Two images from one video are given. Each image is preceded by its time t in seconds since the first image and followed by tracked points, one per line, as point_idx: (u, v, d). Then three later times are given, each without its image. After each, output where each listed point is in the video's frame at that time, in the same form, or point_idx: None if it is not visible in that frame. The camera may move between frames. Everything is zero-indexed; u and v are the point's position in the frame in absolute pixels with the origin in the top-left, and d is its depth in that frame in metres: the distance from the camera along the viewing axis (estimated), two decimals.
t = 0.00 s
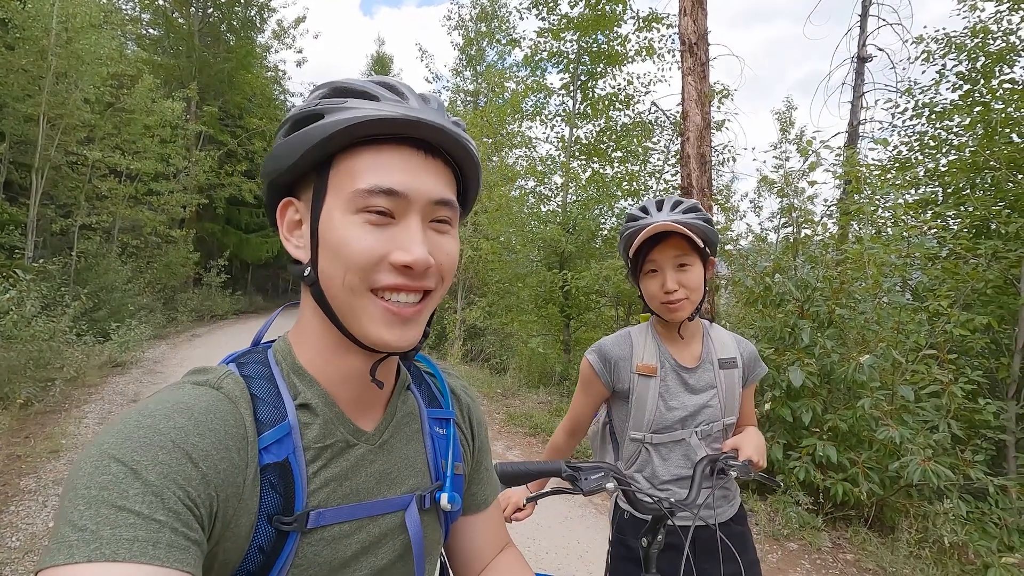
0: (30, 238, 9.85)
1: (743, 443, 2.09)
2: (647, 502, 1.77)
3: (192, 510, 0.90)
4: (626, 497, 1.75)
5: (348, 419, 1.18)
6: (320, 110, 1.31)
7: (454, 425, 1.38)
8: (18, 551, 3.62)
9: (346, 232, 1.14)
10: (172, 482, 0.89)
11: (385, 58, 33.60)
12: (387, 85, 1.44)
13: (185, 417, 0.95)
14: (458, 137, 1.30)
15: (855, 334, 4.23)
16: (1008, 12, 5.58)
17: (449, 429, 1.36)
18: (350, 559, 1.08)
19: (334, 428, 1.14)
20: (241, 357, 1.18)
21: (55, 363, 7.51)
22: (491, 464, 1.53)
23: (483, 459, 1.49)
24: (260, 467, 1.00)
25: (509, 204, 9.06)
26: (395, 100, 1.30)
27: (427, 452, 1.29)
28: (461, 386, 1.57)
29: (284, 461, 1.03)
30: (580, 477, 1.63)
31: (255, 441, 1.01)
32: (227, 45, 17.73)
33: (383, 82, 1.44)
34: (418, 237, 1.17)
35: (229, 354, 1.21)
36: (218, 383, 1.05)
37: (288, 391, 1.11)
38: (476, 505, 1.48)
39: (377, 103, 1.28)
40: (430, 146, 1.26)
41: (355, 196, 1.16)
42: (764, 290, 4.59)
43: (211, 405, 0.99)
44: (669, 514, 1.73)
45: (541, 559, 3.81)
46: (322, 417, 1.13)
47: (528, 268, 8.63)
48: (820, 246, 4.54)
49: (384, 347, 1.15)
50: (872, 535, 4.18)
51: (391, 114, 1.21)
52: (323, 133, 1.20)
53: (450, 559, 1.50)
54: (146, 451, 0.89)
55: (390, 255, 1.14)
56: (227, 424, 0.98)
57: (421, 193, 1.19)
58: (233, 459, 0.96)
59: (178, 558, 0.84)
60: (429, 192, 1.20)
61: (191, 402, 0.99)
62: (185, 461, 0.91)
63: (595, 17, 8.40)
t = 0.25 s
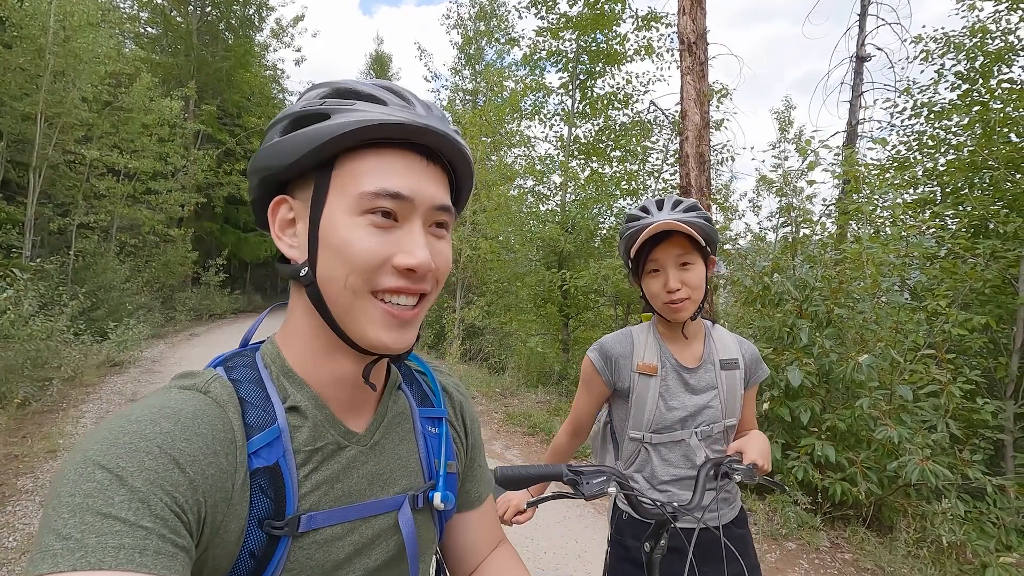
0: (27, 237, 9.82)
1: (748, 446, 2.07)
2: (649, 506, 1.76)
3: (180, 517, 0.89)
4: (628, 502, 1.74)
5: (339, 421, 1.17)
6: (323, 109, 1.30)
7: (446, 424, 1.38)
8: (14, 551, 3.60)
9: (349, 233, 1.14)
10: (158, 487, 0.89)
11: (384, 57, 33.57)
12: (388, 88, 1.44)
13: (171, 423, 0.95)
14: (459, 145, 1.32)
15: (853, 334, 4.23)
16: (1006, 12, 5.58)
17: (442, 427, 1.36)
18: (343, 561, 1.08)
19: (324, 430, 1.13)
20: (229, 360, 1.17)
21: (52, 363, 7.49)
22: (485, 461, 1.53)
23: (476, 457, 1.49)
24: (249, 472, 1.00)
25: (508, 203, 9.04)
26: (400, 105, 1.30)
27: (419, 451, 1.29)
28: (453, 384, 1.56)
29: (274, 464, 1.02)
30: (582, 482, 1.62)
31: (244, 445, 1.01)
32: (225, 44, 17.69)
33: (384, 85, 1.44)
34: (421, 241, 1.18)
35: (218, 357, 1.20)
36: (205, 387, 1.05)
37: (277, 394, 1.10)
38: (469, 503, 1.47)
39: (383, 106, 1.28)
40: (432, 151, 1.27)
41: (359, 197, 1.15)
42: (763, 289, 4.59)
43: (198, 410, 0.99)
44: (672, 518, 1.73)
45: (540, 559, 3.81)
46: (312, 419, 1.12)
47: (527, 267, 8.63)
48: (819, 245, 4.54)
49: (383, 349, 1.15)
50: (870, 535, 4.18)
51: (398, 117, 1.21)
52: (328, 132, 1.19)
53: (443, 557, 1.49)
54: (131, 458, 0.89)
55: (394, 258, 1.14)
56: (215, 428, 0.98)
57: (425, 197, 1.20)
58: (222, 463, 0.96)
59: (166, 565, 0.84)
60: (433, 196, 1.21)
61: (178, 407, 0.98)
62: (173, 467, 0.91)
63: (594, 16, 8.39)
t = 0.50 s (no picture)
0: (24, 236, 9.78)
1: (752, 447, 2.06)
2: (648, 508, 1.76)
3: (171, 520, 0.89)
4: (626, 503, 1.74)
5: (332, 423, 1.17)
6: (325, 108, 1.29)
7: (442, 425, 1.37)
8: (11, 552, 3.59)
9: (351, 233, 1.13)
10: (149, 490, 0.88)
11: (382, 57, 33.53)
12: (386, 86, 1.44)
13: (161, 425, 0.94)
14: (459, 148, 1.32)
15: (852, 333, 4.24)
16: (1004, 12, 5.58)
17: (436, 428, 1.35)
18: (337, 563, 1.07)
19: (317, 431, 1.12)
20: (221, 362, 1.17)
21: (50, 363, 7.46)
22: (481, 462, 1.52)
23: (472, 458, 1.48)
24: (241, 474, 0.99)
25: (507, 203, 9.03)
26: (402, 106, 1.30)
27: (414, 452, 1.29)
28: (448, 383, 1.56)
29: (266, 467, 1.02)
30: (578, 483, 1.62)
31: (236, 447, 1.00)
32: (223, 43, 17.66)
33: (382, 84, 1.43)
34: (423, 243, 1.18)
35: (210, 359, 1.19)
36: (197, 389, 1.04)
37: (269, 396, 1.10)
38: (466, 504, 1.47)
39: (385, 106, 1.28)
40: (433, 154, 1.28)
41: (362, 198, 1.15)
42: (762, 289, 4.59)
43: (189, 412, 0.98)
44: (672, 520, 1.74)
45: (538, 559, 3.80)
46: (304, 420, 1.11)
47: (526, 267, 8.64)
48: (818, 245, 4.54)
49: (381, 351, 1.15)
50: (869, 534, 4.18)
51: (402, 118, 1.21)
52: (330, 130, 1.17)
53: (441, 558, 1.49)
54: (121, 461, 0.88)
55: (396, 258, 1.14)
56: (206, 430, 0.98)
57: (427, 200, 1.20)
58: (213, 466, 0.95)
59: (157, 568, 0.84)
60: (434, 199, 1.21)
61: (168, 409, 0.98)
62: (163, 470, 0.91)
63: (593, 15, 8.38)
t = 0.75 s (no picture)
0: (23, 235, 9.77)
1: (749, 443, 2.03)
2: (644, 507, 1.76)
3: (166, 518, 0.89)
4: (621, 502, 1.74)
5: (328, 422, 1.17)
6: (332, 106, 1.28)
7: (437, 425, 1.38)
8: (10, 550, 3.59)
9: (364, 234, 1.13)
10: (143, 490, 0.88)
11: (382, 55, 33.49)
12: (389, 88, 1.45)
13: (156, 424, 0.94)
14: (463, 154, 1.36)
15: (851, 332, 4.24)
16: (1004, 10, 5.57)
17: (432, 428, 1.35)
18: (332, 563, 1.07)
19: (313, 430, 1.12)
20: (216, 361, 1.17)
21: (49, 361, 7.46)
22: (476, 462, 1.53)
23: (467, 458, 1.49)
24: (236, 473, 0.99)
25: (506, 201, 9.03)
26: (409, 110, 1.32)
27: (409, 452, 1.29)
28: (443, 384, 1.56)
29: (260, 466, 1.02)
30: (569, 481, 1.62)
31: (230, 445, 1.00)
32: (222, 41, 17.63)
33: (384, 85, 1.44)
34: (433, 246, 1.20)
35: (205, 358, 1.19)
36: (191, 388, 1.04)
37: (265, 395, 1.10)
38: (461, 505, 1.47)
39: (394, 108, 1.29)
40: (439, 159, 1.30)
41: (375, 199, 1.15)
42: (761, 288, 4.59)
43: (183, 411, 0.98)
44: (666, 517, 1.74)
45: (537, 557, 3.81)
46: (299, 420, 1.11)
47: (525, 266, 8.65)
48: (817, 244, 4.54)
49: (389, 352, 1.16)
50: (867, 532, 4.19)
51: (414, 122, 1.23)
52: (344, 130, 1.18)
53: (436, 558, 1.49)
54: (115, 460, 0.88)
55: (407, 261, 1.15)
56: (200, 429, 0.97)
57: (437, 204, 1.22)
58: (207, 465, 0.95)
59: (151, 567, 0.84)
60: (442, 203, 1.24)
61: (163, 408, 0.98)
62: (157, 469, 0.91)
63: (592, 13, 8.38)
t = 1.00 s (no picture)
0: (27, 233, 9.80)
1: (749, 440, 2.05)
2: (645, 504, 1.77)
3: (175, 515, 0.90)
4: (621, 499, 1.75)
5: (334, 420, 1.18)
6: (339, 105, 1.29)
7: (441, 423, 1.38)
8: (16, 546, 3.62)
9: (375, 231, 1.14)
10: (153, 487, 0.89)
11: (384, 53, 33.45)
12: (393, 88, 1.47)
13: (164, 422, 0.95)
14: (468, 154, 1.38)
15: (853, 330, 4.25)
16: (1007, 8, 5.55)
17: (437, 427, 1.36)
18: (338, 560, 1.09)
19: (319, 428, 1.14)
20: (223, 359, 1.18)
21: (53, 359, 7.48)
22: (480, 460, 1.53)
23: (471, 456, 1.49)
24: (244, 470, 1.00)
25: (508, 199, 9.03)
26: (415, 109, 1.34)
27: (414, 450, 1.30)
28: (448, 382, 1.57)
29: (268, 463, 1.03)
30: (569, 479, 1.64)
31: (238, 443, 1.01)
32: (224, 40, 17.63)
33: (389, 86, 1.46)
34: (441, 243, 1.21)
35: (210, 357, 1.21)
36: (198, 386, 1.05)
37: (271, 393, 1.11)
38: (465, 503, 1.48)
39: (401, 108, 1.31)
40: (445, 158, 1.32)
41: (385, 197, 1.17)
42: (763, 286, 4.60)
43: (191, 409, 0.99)
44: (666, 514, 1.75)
45: (540, 555, 3.83)
46: (306, 418, 1.12)
47: (527, 264, 8.67)
48: (819, 242, 4.55)
49: (398, 350, 1.17)
50: (869, 530, 4.20)
51: (421, 122, 1.24)
52: (353, 129, 1.19)
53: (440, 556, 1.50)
54: (124, 457, 0.89)
55: (417, 258, 1.16)
56: (208, 427, 0.98)
57: (444, 202, 1.24)
58: (216, 462, 0.96)
59: (162, 563, 0.85)
60: (450, 202, 1.25)
61: (171, 406, 0.99)
62: (166, 466, 0.92)
63: (594, 11, 8.36)
